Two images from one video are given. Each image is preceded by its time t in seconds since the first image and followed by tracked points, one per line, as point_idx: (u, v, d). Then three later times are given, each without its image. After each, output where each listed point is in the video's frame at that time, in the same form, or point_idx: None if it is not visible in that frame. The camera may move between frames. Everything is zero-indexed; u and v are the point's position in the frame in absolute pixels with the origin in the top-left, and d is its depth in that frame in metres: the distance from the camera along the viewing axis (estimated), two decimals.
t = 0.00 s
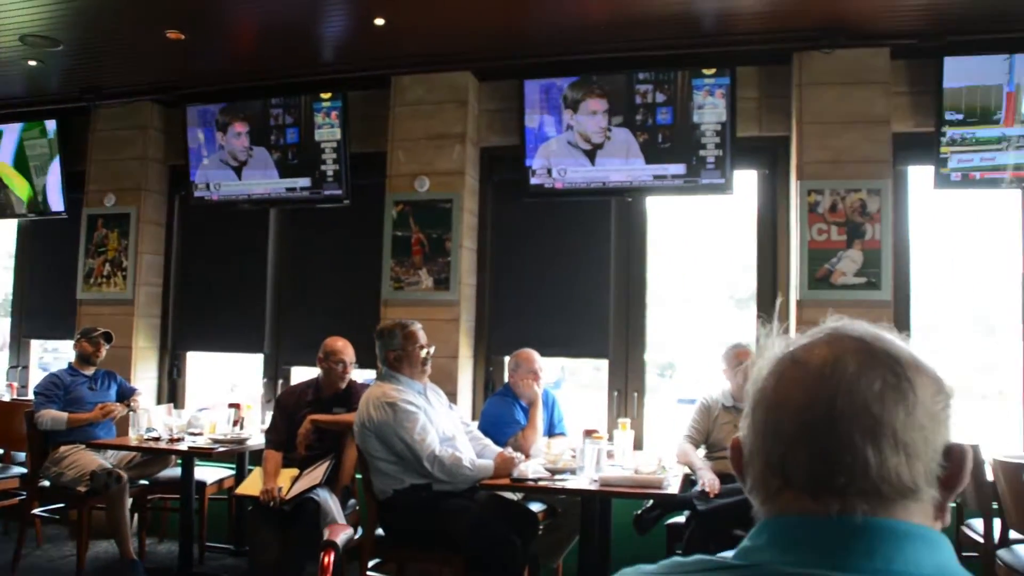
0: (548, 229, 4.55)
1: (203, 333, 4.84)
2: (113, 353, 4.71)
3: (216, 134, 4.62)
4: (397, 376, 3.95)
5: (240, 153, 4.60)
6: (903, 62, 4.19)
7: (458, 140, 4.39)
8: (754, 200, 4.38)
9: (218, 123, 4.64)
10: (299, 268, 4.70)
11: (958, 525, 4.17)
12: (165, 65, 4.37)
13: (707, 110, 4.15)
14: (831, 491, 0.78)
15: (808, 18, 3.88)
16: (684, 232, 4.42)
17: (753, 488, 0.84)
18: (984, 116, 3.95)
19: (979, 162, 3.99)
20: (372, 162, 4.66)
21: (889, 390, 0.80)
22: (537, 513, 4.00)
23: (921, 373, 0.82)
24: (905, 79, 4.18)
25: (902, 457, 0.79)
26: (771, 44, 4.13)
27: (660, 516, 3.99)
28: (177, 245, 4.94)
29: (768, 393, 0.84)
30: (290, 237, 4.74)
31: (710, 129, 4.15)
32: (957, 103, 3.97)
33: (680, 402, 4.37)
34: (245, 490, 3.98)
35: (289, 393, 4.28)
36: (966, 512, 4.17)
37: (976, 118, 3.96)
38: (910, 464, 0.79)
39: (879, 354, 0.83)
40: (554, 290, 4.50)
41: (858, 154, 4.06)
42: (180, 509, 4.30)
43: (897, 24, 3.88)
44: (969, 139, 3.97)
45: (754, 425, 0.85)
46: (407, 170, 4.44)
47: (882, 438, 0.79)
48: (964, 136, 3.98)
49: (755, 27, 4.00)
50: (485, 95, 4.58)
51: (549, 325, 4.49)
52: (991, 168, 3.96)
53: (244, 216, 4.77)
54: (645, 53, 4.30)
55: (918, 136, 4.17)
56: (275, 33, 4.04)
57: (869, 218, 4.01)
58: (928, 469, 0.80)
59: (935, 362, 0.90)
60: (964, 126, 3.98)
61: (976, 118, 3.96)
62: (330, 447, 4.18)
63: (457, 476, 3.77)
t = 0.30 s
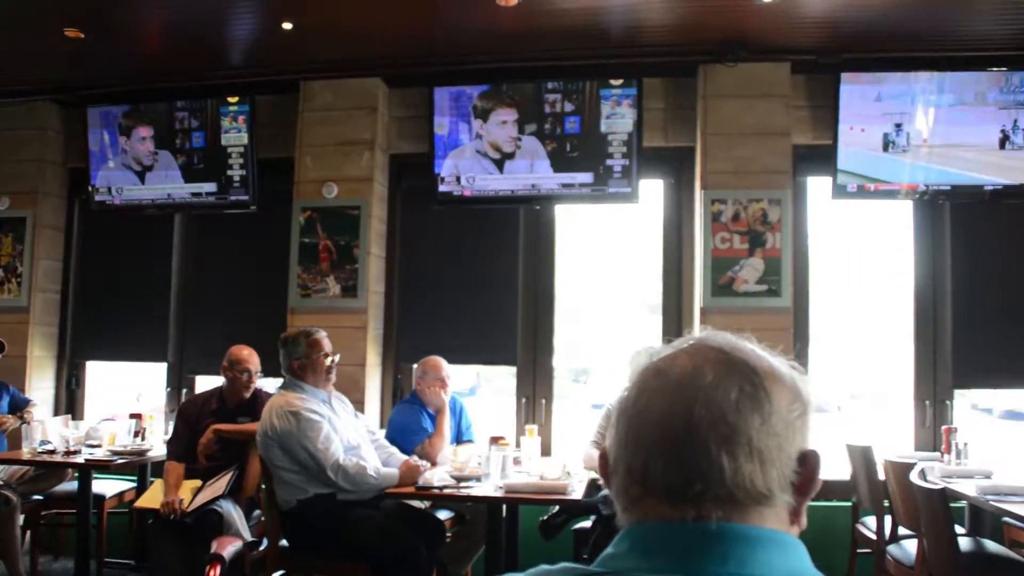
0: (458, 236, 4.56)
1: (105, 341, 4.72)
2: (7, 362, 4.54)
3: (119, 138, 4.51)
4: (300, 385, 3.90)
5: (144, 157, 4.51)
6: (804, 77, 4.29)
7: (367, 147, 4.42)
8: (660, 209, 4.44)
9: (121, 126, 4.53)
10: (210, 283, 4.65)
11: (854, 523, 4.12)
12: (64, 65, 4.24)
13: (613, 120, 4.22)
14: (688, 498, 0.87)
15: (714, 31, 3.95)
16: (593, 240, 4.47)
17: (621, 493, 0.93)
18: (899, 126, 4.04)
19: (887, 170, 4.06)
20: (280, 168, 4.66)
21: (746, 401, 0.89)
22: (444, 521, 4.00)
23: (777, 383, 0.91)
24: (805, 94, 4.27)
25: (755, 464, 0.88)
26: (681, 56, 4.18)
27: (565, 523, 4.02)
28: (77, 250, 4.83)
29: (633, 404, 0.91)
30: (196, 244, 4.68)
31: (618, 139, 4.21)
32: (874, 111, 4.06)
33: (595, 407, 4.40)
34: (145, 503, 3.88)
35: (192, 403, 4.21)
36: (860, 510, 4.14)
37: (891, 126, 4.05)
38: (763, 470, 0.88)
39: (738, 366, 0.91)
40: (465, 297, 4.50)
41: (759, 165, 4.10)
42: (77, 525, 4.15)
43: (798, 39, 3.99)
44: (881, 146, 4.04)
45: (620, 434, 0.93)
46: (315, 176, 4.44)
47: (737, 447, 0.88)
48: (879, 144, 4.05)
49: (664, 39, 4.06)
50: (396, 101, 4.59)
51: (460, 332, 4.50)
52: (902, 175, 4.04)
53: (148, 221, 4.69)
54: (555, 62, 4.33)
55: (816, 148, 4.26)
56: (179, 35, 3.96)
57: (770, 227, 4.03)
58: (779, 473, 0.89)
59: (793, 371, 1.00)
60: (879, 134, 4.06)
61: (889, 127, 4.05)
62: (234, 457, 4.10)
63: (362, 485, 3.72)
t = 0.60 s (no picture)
0: (351, 233, 4.52)
1: None
2: None
3: None
4: (181, 383, 3.70)
5: (19, 146, 4.30)
6: (693, 80, 4.36)
7: (256, 140, 4.35)
8: (552, 209, 4.49)
9: None
10: (96, 279, 4.50)
11: (735, 517, 4.20)
12: None
13: (504, 119, 4.25)
14: (520, 500, 0.87)
15: (606, 32, 3.98)
16: (484, 239, 4.49)
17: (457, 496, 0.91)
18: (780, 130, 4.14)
19: (770, 174, 4.17)
20: (167, 160, 4.54)
21: (581, 402, 0.90)
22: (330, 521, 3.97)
23: (613, 385, 0.93)
24: (693, 97, 4.35)
25: (589, 465, 0.89)
26: (576, 56, 4.21)
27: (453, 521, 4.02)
28: None
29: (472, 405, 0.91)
30: (76, 237, 4.53)
31: (509, 137, 4.24)
32: (751, 114, 4.13)
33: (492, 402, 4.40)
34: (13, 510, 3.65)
35: (68, 400, 4.05)
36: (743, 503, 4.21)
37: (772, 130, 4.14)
38: (597, 471, 0.89)
39: (574, 367, 0.93)
40: (360, 294, 4.46)
41: (648, 166, 4.13)
42: None
43: (687, 43, 4.06)
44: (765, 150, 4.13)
45: (459, 436, 0.92)
46: (202, 168, 4.34)
47: (572, 449, 0.88)
48: (759, 149, 4.15)
49: (557, 39, 4.08)
50: (289, 94, 4.53)
51: (351, 330, 4.46)
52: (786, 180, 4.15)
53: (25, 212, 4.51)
54: (450, 58, 4.32)
55: (704, 151, 4.34)
56: (58, 19, 3.80)
57: (657, 228, 4.08)
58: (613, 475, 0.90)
59: (634, 376, 1.02)
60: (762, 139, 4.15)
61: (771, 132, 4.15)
62: (113, 458, 3.96)
63: (245, 485, 3.55)
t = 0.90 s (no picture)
0: (254, 232, 4.47)
1: None
2: None
3: None
4: (70, 385, 3.48)
5: None
6: (597, 84, 4.41)
7: (155, 134, 4.25)
8: (456, 209, 4.53)
9: None
10: None
11: (637, 513, 4.24)
12: None
13: (409, 118, 4.28)
14: (377, 506, 0.88)
15: (512, 34, 3.97)
16: (386, 239, 4.49)
17: (318, 502, 0.93)
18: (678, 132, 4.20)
19: (673, 177, 4.22)
20: (61, 153, 4.42)
21: (439, 408, 0.90)
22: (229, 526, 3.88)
23: (474, 392, 0.93)
24: (597, 100, 4.40)
25: (447, 471, 0.89)
26: (482, 57, 4.20)
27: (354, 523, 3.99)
28: None
29: (331, 412, 0.92)
30: None
31: (413, 137, 4.28)
32: (646, 118, 4.17)
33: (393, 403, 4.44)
34: None
35: None
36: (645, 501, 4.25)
37: (667, 131, 4.18)
38: (455, 477, 0.90)
39: (433, 371, 0.92)
40: (265, 294, 4.41)
41: (552, 168, 4.16)
42: None
43: (592, 47, 4.09)
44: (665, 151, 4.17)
45: (321, 443, 0.92)
46: (97, 163, 4.21)
47: (428, 455, 0.89)
48: (661, 151, 4.18)
49: (464, 40, 4.07)
50: (190, 88, 4.45)
51: (253, 329, 4.42)
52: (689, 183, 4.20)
53: None
54: (354, 57, 4.29)
55: (607, 154, 4.39)
56: None
57: (560, 229, 4.12)
58: (471, 479, 0.91)
59: (504, 387, 1.01)
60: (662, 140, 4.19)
61: (673, 134, 4.19)
62: None
63: (138, 491, 3.31)
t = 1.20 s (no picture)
0: (165, 233, 4.35)
1: None
2: None
3: None
4: None
5: None
6: (515, 91, 4.44)
7: (61, 130, 4.11)
8: (372, 213, 4.52)
9: None
10: None
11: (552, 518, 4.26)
12: None
13: (326, 120, 4.25)
14: (255, 514, 0.88)
15: (431, 38, 3.96)
16: (302, 239, 4.45)
17: (196, 510, 0.93)
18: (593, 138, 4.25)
19: (584, 184, 4.29)
20: None
21: (319, 418, 0.90)
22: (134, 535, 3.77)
23: (357, 402, 0.93)
24: (516, 106, 4.42)
25: (326, 482, 0.89)
26: (400, 60, 4.18)
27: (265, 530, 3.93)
28: None
29: (212, 422, 0.91)
30: None
31: (330, 140, 4.26)
32: (557, 126, 4.21)
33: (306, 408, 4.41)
34: None
35: None
36: (560, 506, 4.27)
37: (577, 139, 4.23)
38: (335, 487, 0.90)
39: (316, 380, 0.93)
40: (177, 297, 4.32)
41: (468, 173, 4.18)
42: None
43: (511, 53, 4.10)
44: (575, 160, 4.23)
45: (201, 453, 0.92)
46: None
47: (307, 466, 0.89)
48: (573, 159, 4.25)
49: (382, 43, 4.04)
50: (100, 83, 4.32)
51: (163, 333, 4.31)
52: (601, 188, 4.30)
53: None
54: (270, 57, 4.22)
55: (523, 161, 4.44)
56: None
57: (476, 234, 4.15)
58: (353, 489, 0.92)
59: (392, 397, 1.02)
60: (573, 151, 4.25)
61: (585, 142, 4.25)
62: None
63: (35, 501, 3.17)
